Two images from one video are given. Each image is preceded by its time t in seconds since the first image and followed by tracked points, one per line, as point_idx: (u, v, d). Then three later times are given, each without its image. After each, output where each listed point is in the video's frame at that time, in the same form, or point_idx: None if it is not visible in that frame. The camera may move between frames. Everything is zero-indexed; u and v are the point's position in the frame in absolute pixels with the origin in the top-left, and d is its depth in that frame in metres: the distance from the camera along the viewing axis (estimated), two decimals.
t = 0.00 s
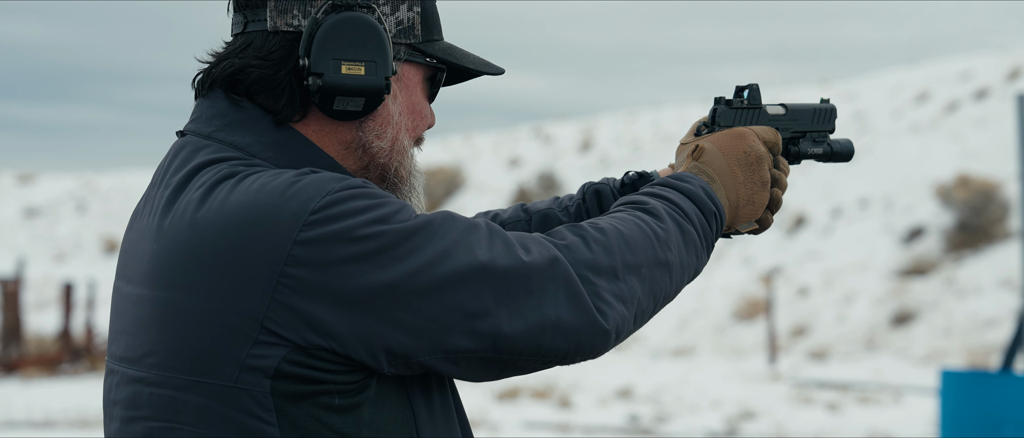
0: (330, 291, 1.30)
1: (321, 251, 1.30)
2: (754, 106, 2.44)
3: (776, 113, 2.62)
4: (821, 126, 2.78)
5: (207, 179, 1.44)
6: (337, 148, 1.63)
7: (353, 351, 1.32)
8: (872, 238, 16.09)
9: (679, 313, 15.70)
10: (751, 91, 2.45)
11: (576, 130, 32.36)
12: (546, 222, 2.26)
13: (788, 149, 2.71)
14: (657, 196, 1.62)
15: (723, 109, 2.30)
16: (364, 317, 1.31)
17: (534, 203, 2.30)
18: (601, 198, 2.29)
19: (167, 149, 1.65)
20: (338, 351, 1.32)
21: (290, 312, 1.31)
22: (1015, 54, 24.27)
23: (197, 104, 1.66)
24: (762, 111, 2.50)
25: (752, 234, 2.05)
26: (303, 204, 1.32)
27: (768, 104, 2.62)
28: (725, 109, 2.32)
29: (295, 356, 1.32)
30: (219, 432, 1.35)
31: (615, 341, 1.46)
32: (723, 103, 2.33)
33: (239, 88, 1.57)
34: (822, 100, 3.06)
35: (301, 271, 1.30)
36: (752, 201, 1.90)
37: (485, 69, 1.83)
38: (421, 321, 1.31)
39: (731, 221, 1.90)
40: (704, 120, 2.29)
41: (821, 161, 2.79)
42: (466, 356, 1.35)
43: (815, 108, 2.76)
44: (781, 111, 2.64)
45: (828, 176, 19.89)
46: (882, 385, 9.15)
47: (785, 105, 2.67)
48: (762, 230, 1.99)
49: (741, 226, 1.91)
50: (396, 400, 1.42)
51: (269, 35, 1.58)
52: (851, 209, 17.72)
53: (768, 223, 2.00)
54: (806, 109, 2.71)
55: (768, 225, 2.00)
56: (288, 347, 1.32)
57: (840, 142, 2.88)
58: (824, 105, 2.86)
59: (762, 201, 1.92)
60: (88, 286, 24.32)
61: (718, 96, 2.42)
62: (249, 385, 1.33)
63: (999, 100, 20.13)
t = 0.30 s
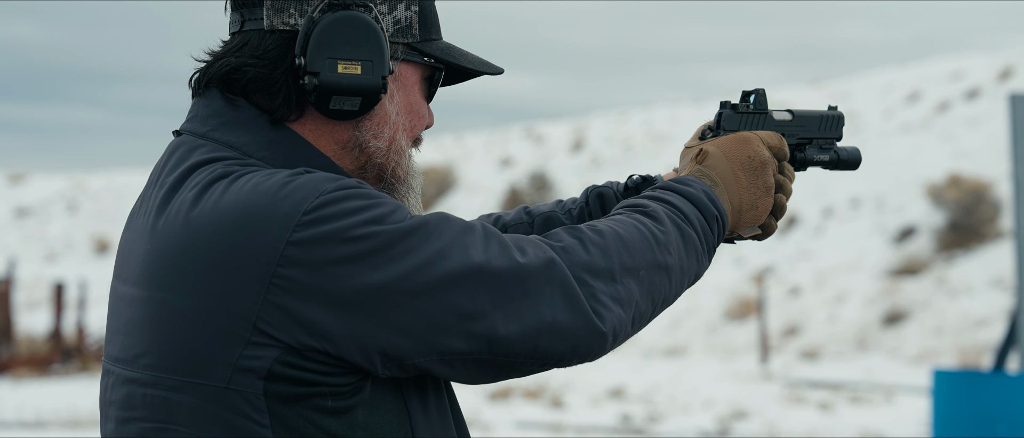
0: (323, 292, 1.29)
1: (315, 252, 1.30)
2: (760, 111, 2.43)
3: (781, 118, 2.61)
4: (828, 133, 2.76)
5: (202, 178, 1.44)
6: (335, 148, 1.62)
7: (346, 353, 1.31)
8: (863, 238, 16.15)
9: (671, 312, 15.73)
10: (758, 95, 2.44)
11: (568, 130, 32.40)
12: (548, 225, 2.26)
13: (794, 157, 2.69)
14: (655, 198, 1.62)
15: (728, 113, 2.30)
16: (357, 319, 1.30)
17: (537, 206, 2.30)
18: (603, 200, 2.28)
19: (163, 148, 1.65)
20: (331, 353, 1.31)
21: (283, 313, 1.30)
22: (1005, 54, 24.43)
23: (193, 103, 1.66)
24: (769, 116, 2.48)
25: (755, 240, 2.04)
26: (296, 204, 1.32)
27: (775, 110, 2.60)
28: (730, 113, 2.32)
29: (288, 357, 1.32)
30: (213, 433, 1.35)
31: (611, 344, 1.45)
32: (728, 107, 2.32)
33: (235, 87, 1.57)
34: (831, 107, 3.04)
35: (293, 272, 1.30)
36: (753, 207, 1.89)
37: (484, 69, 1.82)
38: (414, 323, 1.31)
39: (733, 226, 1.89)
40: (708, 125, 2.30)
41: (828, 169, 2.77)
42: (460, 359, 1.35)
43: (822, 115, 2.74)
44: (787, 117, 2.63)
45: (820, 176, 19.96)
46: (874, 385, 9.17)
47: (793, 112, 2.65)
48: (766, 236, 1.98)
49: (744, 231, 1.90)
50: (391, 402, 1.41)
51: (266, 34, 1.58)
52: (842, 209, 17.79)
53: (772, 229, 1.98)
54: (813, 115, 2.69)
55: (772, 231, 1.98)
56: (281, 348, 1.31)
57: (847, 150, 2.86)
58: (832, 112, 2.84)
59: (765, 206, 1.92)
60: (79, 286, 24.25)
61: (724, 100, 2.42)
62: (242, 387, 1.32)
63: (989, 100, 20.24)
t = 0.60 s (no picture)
0: (316, 293, 1.29)
1: (307, 252, 1.30)
2: (766, 113, 2.43)
3: (788, 121, 2.61)
4: (835, 136, 2.75)
5: (195, 178, 1.44)
6: (331, 148, 1.62)
7: (338, 353, 1.31)
8: (854, 238, 16.21)
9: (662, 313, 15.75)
10: (763, 98, 2.44)
11: (559, 130, 32.43)
12: (551, 226, 2.26)
13: (800, 160, 2.69)
14: (655, 200, 1.62)
15: (733, 116, 2.30)
16: (350, 320, 1.30)
17: (541, 208, 2.31)
18: (607, 202, 2.27)
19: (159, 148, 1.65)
20: (324, 353, 1.31)
21: (274, 313, 1.30)
22: (994, 55, 24.59)
23: (190, 103, 1.65)
24: (775, 119, 2.49)
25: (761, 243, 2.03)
26: (288, 204, 1.32)
27: (781, 113, 2.61)
28: (735, 116, 2.32)
29: (280, 357, 1.32)
30: (205, 434, 1.34)
31: (607, 345, 1.45)
32: (733, 109, 2.32)
33: (231, 87, 1.56)
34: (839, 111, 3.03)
35: (285, 272, 1.29)
36: (758, 209, 1.88)
37: (484, 70, 1.82)
38: (406, 323, 1.30)
39: (736, 230, 1.89)
40: (714, 127, 2.30)
41: (835, 172, 2.76)
42: (453, 360, 1.34)
43: (829, 118, 2.74)
44: (794, 119, 2.63)
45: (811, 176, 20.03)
46: (864, 385, 9.20)
47: (799, 114, 2.64)
48: (772, 239, 1.97)
49: (749, 234, 1.89)
50: (385, 404, 1.41)
51: (262, 34, 1.57)
52: (832, 209, 17.86)
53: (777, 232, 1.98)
54: (820, 118, 2.69)
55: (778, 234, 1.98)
56: (273, 349, 1.31)
57: (856, 153, 2.84)
58: (840, 115, 2.83)
59: (771, 209, 1.91)
60: (69, 285, 24.16)
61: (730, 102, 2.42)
62: (233, 387, 1.32)
63: (979, 100, 20.37)
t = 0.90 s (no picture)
0: (312, 292, 1.29)
1: (302, 252, 1.30)
2: (772, 113, 2.44)
3: (794, 120, 2.60)
4: (842, 136, 2.76)
5: (193, 177, 1.43)
6: (330, 149, 1.62)
7: (335, 354, 1.31)
8: (846, 238, 16.27)
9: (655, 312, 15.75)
10: (769, 97, 2.45)
11: (552, 130, 32.48)
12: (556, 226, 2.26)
13: (806, 159, 2.69)
14: (657, 199, 1.62)
15: (739, 114, 2.30)
16: (346, 320, 1.30)
17: (546, 207, 2.31)
18: (612, 201, 2.27)
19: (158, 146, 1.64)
20: (319, 353, 1.31)
21: (269, 312, 1.30)
22: (985, 55, 24.70)
23: (187, 101, 1.65)
24: (781, 118, 2.49)
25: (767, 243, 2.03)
26: (284, 204, 1.31)
27: (787, 112, 2.61)
28: (740, 115, 2.32)
29: (275, 357, 1.31)
30: (201, 433, 1.34)
31: (607, 346, 1.45)
32: (739, 108, 2.32)
33: (229, 86, 1.56)
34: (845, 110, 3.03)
35: (280, 272, 1.29)
36: (764, 209, 1.89)
37: (484, 70, 1.82)
38: (405, 323, 1.30)
39: (742, 229, 1.89)
40: (719, 126, 2.30)
41: (841, 172, 2.76)
42: (452, 361, 1.34)
43: (835, 118, 2.74)
44: (800, 118, 2.63)
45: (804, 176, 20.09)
46: (857, 385, 9.22)
47: (805, 114, 2.65)
48: (776, 238, 1.97)
49: (753, 233, 1.90)
50: (383, 405, 1.41)
51: (261, 33, 1.57)
52: (825, 209, 17.92)
53: (781, 232, 1.98)
54: (826, 118, 2.69)
55: (782, 234, 1.98)
56: (268, 348, 1.31)
57: (863, 153, 2.85)
58: (847, 115, 2.83)
59: (775, 208, 1.91)
60: (61, 286, 24.08)
61: (736, 101, 2.42)
62: (228, 387, 1.32)
63: (971, 100, 20.47)
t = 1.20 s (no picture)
0: (309, 292, 1.29)
1: (300, 251, 1.29)
2: (773, 112, 2.45)
3: (795, 120, 2.61)
4: (843, 135, 2.76)
5: (189, 177, 1.43)
6: (328, 149, 1.61)
7: (332, 354, 1.31)
8: (838, 238, 16.34)
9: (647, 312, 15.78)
10: (770, 97, 2.45)
11: (543, 130, 32.54)
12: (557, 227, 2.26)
13: (808, 159, 2.70)
14: (657, 199, 1.62)
15: (740, 114, 2.31)
16: (344, 320, 1.29)
17: (546, 208, 2.31)
18: (612, 202, 2.27)
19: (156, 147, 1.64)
20: (317, 353, 1.31)
21: (266, 313, 1.30)
22: (976, 55, 24.81)
23: (185, 103, 1.64)
24: (782, 118, 2.50)
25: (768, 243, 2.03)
26: (281, 204, 1.31)
27: (788, 112, 2.62)
28: (742, 114, 2.32)
29: (272, 358, 1.31)
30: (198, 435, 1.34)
31: (605, 346, 1.45)
32: (739, 108, 2.33)
33: (227, 87, 1.55)
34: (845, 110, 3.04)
35: (278, 272, 1.29)
36: (764, 208, 1.89)
37: (483, 70, 1.82)
38: (402, 324, 1.30)
39: (742, 229, 1.89)
40: (720, 125, 2.30)
41: (843, 172, 2.77)
42: (450, 361, 1.34)
43: (836, 117, 2.74)
44: (801, 119, 2.64)
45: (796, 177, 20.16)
46: (848, 385, 9.25)
47: (806, 114, 2.66)
48: (778, 238, 1.98)
49: (755, 233, 1.91)
50: (381, 406, 1.41)
51: (258, 34, 1.57)
52: (816, 209, 17.97)
53: (783, 232, 1.98)
54: (827, 118, 2.69)
55: (784, 234, 1.98)
56: (266, 349, 1.31)
57: (863, 153, 2.85)
58: (848, 115, 2.84)
59: (776, 207, 1.92)
60: (52, 286, 23.99)
61: (736, 101, 2.42)
62: (225, 388, 1.32)
63: (962, 100, 20.57)
